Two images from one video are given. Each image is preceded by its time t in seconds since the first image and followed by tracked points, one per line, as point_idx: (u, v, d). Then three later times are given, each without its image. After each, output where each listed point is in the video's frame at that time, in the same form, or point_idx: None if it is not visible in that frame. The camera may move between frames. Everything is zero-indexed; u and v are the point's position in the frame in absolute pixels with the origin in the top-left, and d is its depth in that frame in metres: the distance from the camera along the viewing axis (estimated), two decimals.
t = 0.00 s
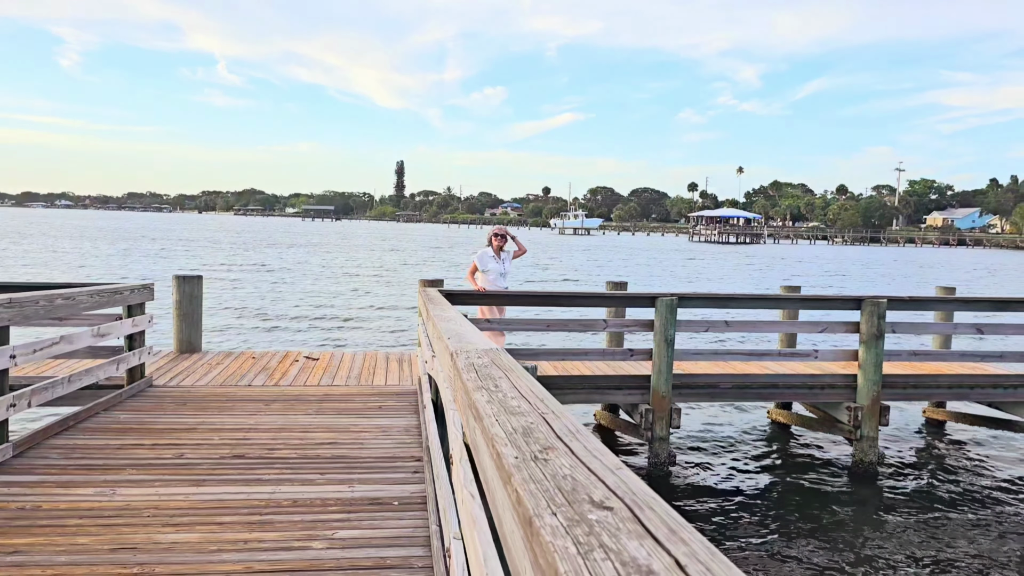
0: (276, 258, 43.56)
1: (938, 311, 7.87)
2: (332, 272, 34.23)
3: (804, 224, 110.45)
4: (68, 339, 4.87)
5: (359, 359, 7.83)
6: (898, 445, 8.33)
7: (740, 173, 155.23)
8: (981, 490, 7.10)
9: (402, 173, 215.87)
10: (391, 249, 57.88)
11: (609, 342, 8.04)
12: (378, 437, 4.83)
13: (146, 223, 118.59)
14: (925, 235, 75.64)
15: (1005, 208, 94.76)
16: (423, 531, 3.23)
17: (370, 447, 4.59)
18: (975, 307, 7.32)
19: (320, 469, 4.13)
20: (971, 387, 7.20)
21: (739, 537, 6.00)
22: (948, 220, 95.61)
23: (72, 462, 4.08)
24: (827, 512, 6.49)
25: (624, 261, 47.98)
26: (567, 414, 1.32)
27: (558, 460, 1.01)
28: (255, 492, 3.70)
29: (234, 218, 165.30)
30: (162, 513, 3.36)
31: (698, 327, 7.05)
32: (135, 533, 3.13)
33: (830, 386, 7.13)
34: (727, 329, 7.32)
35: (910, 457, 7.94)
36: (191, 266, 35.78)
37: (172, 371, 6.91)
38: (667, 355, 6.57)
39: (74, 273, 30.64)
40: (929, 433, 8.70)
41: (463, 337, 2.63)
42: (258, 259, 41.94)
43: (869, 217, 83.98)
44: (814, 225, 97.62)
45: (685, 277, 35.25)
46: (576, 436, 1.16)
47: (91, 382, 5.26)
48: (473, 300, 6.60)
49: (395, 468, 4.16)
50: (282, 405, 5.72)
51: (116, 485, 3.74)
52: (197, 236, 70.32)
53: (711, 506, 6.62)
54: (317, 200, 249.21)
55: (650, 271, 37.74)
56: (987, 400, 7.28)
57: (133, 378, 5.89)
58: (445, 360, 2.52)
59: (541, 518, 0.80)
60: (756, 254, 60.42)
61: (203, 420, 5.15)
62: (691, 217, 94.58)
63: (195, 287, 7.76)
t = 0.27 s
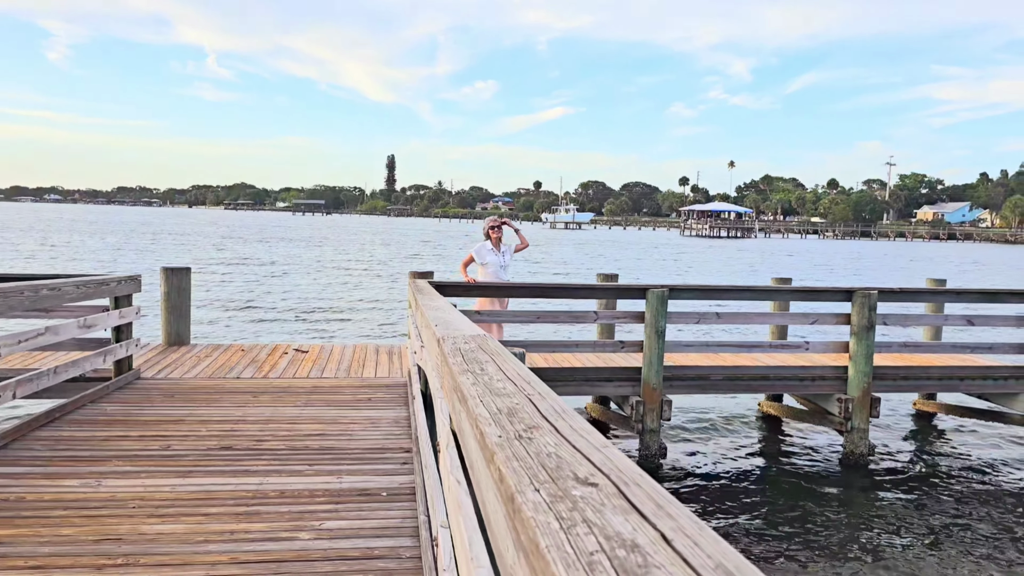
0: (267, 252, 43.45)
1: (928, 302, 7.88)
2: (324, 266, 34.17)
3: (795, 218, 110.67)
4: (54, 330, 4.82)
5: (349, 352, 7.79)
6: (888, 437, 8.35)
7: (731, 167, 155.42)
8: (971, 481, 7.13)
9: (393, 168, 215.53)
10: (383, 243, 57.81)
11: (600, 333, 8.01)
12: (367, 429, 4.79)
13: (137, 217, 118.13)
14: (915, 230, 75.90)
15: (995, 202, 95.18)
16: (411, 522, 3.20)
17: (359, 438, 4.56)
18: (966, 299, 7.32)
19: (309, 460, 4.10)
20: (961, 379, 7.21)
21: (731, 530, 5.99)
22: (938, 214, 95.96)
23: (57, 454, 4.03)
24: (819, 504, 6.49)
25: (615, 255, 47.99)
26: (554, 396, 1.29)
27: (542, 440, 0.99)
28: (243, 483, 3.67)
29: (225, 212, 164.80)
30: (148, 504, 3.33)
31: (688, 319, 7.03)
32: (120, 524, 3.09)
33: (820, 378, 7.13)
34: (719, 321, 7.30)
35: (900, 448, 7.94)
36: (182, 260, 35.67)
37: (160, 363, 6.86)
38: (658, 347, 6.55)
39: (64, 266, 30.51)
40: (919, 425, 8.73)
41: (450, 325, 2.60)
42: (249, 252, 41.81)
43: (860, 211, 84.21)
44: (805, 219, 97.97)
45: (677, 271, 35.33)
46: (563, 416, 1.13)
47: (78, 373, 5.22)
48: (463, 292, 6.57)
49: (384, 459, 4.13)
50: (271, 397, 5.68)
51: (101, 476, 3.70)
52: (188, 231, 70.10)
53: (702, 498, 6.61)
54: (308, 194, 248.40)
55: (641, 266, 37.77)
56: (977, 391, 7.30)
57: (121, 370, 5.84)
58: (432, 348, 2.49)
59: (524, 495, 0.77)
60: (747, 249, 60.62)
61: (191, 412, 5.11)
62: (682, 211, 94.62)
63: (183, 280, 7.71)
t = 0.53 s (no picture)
0: (258, 244, 43.31)
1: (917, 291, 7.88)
2: (315, 258, 34.09)
3: (786, 209, 110.83)
4: (38, 320, 4.77)
5: (338, 343, 7.75)
6: (877, 426, 8.36)
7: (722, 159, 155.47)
8: (960, 469, 7.14)
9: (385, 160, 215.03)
10: (374, 235, 57.74)
11: (589, 323, 7.99)
12: (355, 419, 4.76)
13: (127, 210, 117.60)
14: (905, 221, 76.12)
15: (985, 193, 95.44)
16: (399, 511, 3.18)
17: (346, 429, 4.53)
18: (954, 287, 7.33)
19: (296, 450, 4.07)
20: (949, 367, 7.22)
21: (722, 520, 5.98)
22: (929, 205, 96.11)
23: (40, 445, 3.99)
24: (809, 493, 6.49)
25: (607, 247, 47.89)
26: (534, 378, 1.27)
27: (519, 421, 0.96)
28: (229, 474, 3.64)
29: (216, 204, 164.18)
30: (131, 495, 3.29)
31: (678, 308, 7.02)
32: (103, 515, 3.06)
33: (810, 366, 7.13)
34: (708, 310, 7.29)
35: (889, 438, 7.96)
36: (173, 252, 35.52)
37: (147, 354, 6.81)
38: (648, 337, 6.53)
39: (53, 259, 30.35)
40: (908, 414, 8.76)
41: (435, 311, 2.58)
42: (240, 245, 41.67)
43: (851, 202, 84.34)
44: (796, 211, 98.26)
45: (668, 262, 35.39)
46: (540, 397, 1.11)
47: (63, 365, 5.17)
48: (452, 283, 6.53)
49: (371, 449, 4.10)
50: (259, 388, 5.65)
51: (85, 467, 3.66)
52: (178, 223, 69.85)
53: (692, 488, 6.61)
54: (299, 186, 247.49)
55: (632, 257, 37.73)
56: (966, 379, 7.31)
57: (108, 360, 5.79)
58: (416, 335, 2.47)
59: (494, 473, 0.75)
60: (739, 240, 60.79)
61: (178, 402, 5.07)
62: (674, 203, 94.70)
63: (170, 270, 7.65)
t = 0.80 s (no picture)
0: (249, 239, 43.19)
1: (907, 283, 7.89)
2: (307, 252, 34.03)
3: (777, 201, 110.96)
4: (24, 319, 4.74)
5: (329, 339, 7.72)
6: (868, 417, 8.39)
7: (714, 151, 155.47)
8: (950, 460, 7.16)
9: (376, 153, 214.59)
10: (366, 230, 57.70)
11: (581, 317, 7.98)
12: (345, 416, 4.75)
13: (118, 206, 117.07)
14: (896, 212, 76.28)
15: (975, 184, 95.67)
16: (387, 509, 3.17)
17: (336, 426, 4.51)
18: (944, 279, 7.34)
19: (285, 448, 4.05)
20: (939, 359, 7.24)
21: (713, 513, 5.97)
22: (919, 196, 96.35)
23: (27, 446, 3.96)
24: (799, 485, 6.49)
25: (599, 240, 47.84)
26: (514, 380, 1.26)
27: (495, 426, 0.95)
28: (217, 472, 3.62)
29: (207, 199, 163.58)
30: (118, 496, 3.27)
31: (668, 302, 7.01)
32: (89, 516, 3.04)
33: (800, 359, 7.14)
34: (698, 304, 7.29)
35: (880, 429, 7.99)
36: (164, 248, 35.39)
37: (135, 352, 6.77)
38: (639, 331, 6.52)
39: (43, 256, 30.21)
40: (898, 405, 8.79)
41: (421, 310, 2.56)
42: (231, 240, 41.52)
43: (842, 193, 84.46)
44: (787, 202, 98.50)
45: (660, 254, 35.45)
46: (519, 401, 1.10)
47: (50, 363, 5.13)
48: (442, 278, 6.51)
49: (361, 447, 4.09)
50: (249, 385, 5.62)
51: (72, 468, 3.63)
52: (169, 219, 69.59)
53: (683, 480, 6.61)
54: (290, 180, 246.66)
55: (624, 250, 37.70)
56: (956, 371, 7.33)
57: (96, 359, 5.76)
58: (402, 335, 2.45)
59: (467, 484, 0.74)
60: (731, 232, 60.96)
61: (166, 401, 5.04)
62: (665, 195, 94.70)
63: (159, 267, 7.61)
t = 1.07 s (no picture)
0: (242, 238, 43.11)
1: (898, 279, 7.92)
2: (300, 252, 33.98)
3: (769, 196, 111.11)
4: (13, 323, 4.72)
5: (321, 340, 7.70)
6: (861, 413, 8.42)
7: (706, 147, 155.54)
8: (943, 456, 7.18)
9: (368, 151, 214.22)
10: (359, 228, 57.63)
11: (574, 316, 7.98)
12: (337, 418, 4.74)
13: (110, 205, 116.52)
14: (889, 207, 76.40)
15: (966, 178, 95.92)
16: (380, 511, 3.18)
17: (329, 428, 4.51)
18: (935, 275, 7.36)
19: (278, 451, 4.04)
20: (930, 354, 7.27)
21: (707, 510, 5.98)
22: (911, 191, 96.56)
23: (18, 451, 3.94)
24: (793, 482, 6.50)
25: (592, 237, 47.83)
26: (501, 389, 1.26)
27: (481, 438, 0.95)
28: (210, 476, 3.62)
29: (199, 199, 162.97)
30: (110, 500, 3.27)
31: (660, 300, 7.02)
32: (81, 522, 3.03)
33: (792, 356, 7.15)
34: (690, 302, 7.30)
35: (872, 425, 8.02)
36: (157, 248, 35.29)
37: (127, 355, 6.74)
38: (631, 329, 6.53)
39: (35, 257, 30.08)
40: (890, 400, 8.82)
41: (410, 313, 2.56)
42: (224, 239, 41.45)
43: (834, 189, 84.61)
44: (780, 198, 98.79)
45: (654, 251, 35.53)
46: (506, 410, 1.10)
47: (41, 368, 5.11)
48: (434, 278, 6.51)
49: (354, 448, 4.09)
50: (241, 387, 5.61)
51: (63, 473, 3.62)
52: (162, 219, 69.37)
53: (678, 478, 6.62)
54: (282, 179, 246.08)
55: (617, 247, 37.71)
56: (947, 366, 7.36)
57: (88, 362, 5.74)
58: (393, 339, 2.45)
59: (450, 500, 0.74)
60: (723, 228, 61.12)
61: (158, 404, 5.03)
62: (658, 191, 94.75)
63: (150, 268, 7.58)
